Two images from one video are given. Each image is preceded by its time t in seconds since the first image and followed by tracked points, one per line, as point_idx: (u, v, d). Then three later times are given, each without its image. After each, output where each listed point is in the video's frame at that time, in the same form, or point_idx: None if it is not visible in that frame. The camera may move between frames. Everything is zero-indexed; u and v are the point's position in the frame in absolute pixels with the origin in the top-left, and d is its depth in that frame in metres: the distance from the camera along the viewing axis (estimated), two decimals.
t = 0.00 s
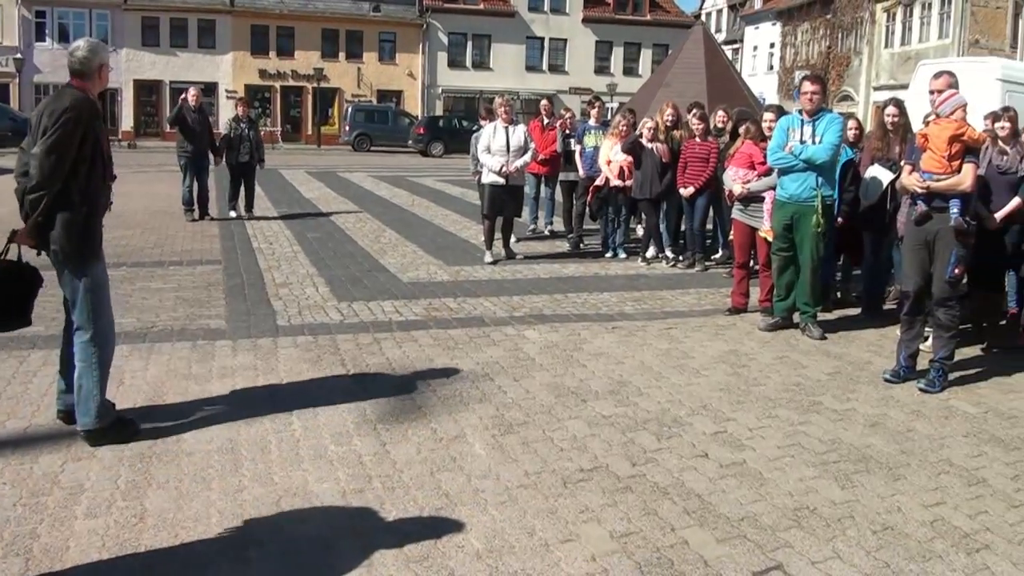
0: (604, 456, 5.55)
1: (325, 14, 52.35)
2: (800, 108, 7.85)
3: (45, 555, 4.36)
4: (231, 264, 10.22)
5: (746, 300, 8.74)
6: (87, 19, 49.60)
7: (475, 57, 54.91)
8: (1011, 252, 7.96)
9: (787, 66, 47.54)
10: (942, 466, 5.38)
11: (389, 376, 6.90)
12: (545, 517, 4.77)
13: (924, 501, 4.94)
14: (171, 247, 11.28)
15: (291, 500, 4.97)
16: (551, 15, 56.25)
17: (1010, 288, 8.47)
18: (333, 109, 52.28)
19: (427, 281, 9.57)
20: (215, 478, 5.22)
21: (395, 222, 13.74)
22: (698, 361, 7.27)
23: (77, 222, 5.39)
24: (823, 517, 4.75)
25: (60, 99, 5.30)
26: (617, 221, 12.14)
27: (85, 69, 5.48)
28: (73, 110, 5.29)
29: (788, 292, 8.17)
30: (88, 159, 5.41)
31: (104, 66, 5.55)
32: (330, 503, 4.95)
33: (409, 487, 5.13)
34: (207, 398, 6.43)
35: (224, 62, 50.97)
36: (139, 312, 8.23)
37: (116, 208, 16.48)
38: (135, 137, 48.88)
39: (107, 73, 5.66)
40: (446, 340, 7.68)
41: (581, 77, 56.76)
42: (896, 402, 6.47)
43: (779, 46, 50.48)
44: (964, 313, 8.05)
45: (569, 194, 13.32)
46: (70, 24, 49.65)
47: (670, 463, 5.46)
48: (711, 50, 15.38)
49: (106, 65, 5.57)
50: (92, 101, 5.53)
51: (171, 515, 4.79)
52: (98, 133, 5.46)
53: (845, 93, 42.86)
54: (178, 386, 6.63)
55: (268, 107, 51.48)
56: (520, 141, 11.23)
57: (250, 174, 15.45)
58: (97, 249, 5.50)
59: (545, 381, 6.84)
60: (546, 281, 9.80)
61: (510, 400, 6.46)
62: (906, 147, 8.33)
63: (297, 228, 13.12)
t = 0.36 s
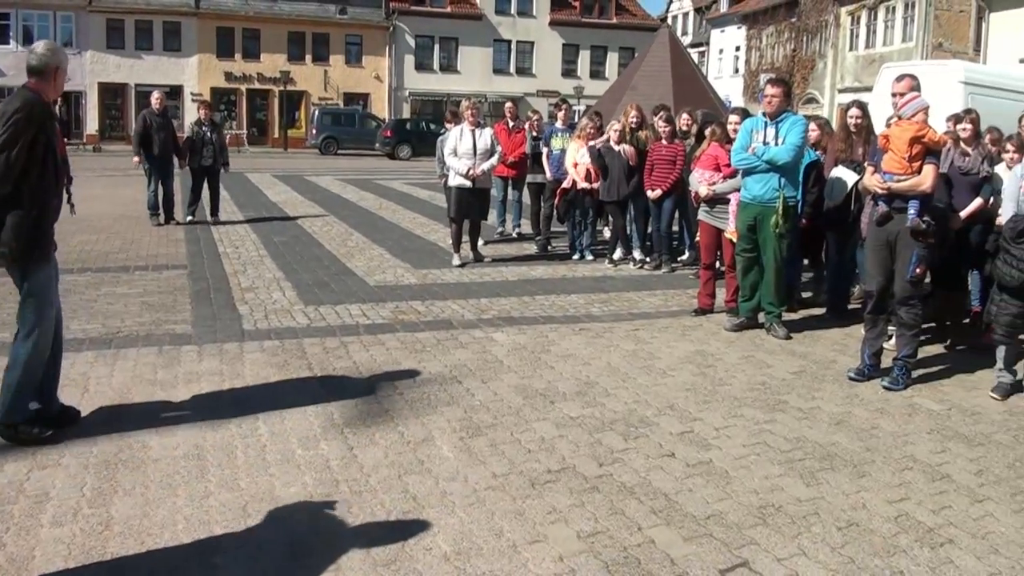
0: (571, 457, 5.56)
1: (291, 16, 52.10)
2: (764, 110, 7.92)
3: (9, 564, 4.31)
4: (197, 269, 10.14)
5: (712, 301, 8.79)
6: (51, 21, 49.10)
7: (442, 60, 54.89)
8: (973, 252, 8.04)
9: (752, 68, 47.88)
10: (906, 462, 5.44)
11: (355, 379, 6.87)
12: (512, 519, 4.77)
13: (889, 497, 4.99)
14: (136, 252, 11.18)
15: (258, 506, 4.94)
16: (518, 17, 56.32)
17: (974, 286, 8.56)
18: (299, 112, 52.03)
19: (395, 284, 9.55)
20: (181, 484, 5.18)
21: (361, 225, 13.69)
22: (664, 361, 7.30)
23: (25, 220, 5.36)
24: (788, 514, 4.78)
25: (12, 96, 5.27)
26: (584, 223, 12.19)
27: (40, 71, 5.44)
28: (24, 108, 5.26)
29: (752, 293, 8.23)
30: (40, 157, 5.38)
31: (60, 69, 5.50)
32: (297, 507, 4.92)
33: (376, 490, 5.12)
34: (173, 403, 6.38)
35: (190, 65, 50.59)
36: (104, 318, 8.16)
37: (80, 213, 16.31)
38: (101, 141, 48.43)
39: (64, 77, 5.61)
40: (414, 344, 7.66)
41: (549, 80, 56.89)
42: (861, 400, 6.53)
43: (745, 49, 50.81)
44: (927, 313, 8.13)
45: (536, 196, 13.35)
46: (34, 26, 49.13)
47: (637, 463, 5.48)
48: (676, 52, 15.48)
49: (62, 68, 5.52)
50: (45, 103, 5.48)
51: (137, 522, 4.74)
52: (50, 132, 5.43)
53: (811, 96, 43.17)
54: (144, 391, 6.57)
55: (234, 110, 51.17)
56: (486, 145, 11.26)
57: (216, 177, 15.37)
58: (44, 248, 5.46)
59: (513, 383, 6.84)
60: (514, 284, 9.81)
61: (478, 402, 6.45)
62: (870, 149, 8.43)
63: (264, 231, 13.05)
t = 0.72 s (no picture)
0: (543, 458, 5.57)
1: (262, 18, 51.81)
2: (733, 114, 7.97)
3: None
4: (167, 272, 10.07)
5: (683, 303, 8.83)
6: (20, 23, 48.63)
7: (415, 62, 54.85)
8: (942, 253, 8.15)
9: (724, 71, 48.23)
10: (876, 460, 5.49)
11: (327, 382, 6.85)
12: (485, 520, 4.77)
13: (859, 495, 5.03)
14: (107, 255, 11.10)
15: (229, 510, 4.91)
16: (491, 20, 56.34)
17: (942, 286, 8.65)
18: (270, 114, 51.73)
19: (366, 287, 9.52)
20: (152, 489, 5.14)
21: (333, 228, 13.66)
22: (636, 362, 7.33)
23: None
24: (759, 513, 4.81)
25: None
26: (557, 226, 12.23)
27: None
28: None
29: (723, 294, 8.28)
30: None
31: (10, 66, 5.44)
32: (268, 511, 4.89)
33: (348, 495, 5.09)
34: (143, 407, 6.33)
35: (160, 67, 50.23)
36: (73, 323, 8.09)
37: (49, 216, 16.16)
38: (71, 144, 48.02)
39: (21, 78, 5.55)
40: (386, 347, 7.64)
41: (521, 83, 57.00)
42: (831, 399, 6.58)
43: (717, 52, 51.11)
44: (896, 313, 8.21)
45: (509, 198, 13.36)
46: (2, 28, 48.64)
47: (609, 463, 5.50)
48: (648, 55, 15.55)
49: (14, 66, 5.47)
50: None
51: (107, 528, 4.70)
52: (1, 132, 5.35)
53: (781, 99, 43.48)
54: (114, 396, 6.53)
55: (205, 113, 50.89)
56: (458, 148, 11.26)
57: (179, 180, 15.13)
58: None
59: (485, 385, 6.84)
60: (487, 286, 9.82)
61: (450, 405, 6.45)
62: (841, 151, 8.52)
63: (235, 234, 12.98)
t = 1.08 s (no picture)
0: (522, 461, 5.56)
1: (239, 22, 51.62)
2: (708, 115, 8.00)
3: None
4: (144, 278, 10.01)
5: (661, 304, 8.85)
6: None
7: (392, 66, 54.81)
8: (917, 253, 8.20)
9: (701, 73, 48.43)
10: (853, 459, 5.51)
11: (305, 387, 6.82)
12: (464, 523, 4.76)
13: (836, 493, 5.05)
14: (83, 261, 11.03)
15: (207, 517, 4.88)
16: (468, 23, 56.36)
17: (918, 285, 8.72)
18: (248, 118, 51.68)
19: (345, 292, 9.50)
20: (130, 497, 5.11)
21: (311, 232, 13.62)
22: (614, 364, 7.34)
23: None
24: (737, 512, 4.83)
25: None
26: (535, 228, 12.25)
27: None
28: None
29: (701, 295, 8.31)
30: None
31: None
32: (246, 518, 4.87)
33: (327, 500, 5.07)
34: (120, 413, 6.29)
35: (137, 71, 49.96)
36: (50, 330, 8.03)
37: (25, 222, 16.04)
38: (47, 150, 47.69)
39: None
40: (364, 351, 7.63)
41: (500, 86, 57.05)
42: (808, 399, 6.61)
43: (694, 54, 51.32)
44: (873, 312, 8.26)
45: (487, 201, 13.36)
46: None
47: (588, 465, 5.50)
48: (624, 58, 15.56)
49: None
50: None
51: (85, 537, 4.66)
52: None
53: (758, 100, 43.68)
54: (91, 402, 6.49)
55: (182, 118, 50.67)
56: (435, 151, 11.24)
57: (152, 185, 15.09)
58: None
59: (464, 388, 6.83)
60: (465, 289, 9.81)
61: (430, 408, 6.44)
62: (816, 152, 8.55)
63: (212, 239, 12.92)
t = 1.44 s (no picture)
0: (499, 467, 5.56)
1: (214, 29, 51.33)
2: (684, 122, 8.03)
3: None
4: (120, 287, 9.95)
5: (637, 309, 8.87)
6: None
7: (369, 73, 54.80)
8: (891, 257, 8.26)
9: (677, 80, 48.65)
10: (828, 461, 5.54)
11: (281, 396, 6.79)
12: (441, 531, 4.75)
13: (811, 496, 5.07)
14: (58, 271, 10.95)
15: (182, 528, 4.85)
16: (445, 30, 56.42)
17: (892, 289, 8.83)
18: (223, 126, 51.46)
19: (321, 300, 9.47)
20: (105, 509, 5.06)
21: (288, 240, 13.58)
22: (591, 370, 7.35)
23: None
24: (713, 516, 4.84)
25: None
26: (512, 235, 12.26)
27: None
28: None
29: (677, 300, 8.33)
30: None
31: None
32: (222, 528, 4.83)
33: (303, 509, 5.04)
34: (94, 424, 6.24)
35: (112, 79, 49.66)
36: (24, 340, 7.96)
37: None
38: (22, 159, 47.30)
39: None
40: (341, 359, 7.61)
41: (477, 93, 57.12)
42: (783, 402, 6.64)
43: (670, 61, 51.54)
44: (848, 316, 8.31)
45: (463, 208, 13.34)
46: None
47: (564, 470, 5.50)
48: (600, 65, 15.64)
49: None
50: None
51: (60, 550, 4.62)
52: None
53: (733, 106, 43.92)
54: (66, 413, 6.44)
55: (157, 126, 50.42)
56: (410, 158, 11.24)
57: (128, 194, 15.04)
58: None
59: (441, 396, 6.82)
60: (442, 296, 9.80)
61: (406, 416, 6.42)
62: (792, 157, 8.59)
63: (188, 248, 12.85)
